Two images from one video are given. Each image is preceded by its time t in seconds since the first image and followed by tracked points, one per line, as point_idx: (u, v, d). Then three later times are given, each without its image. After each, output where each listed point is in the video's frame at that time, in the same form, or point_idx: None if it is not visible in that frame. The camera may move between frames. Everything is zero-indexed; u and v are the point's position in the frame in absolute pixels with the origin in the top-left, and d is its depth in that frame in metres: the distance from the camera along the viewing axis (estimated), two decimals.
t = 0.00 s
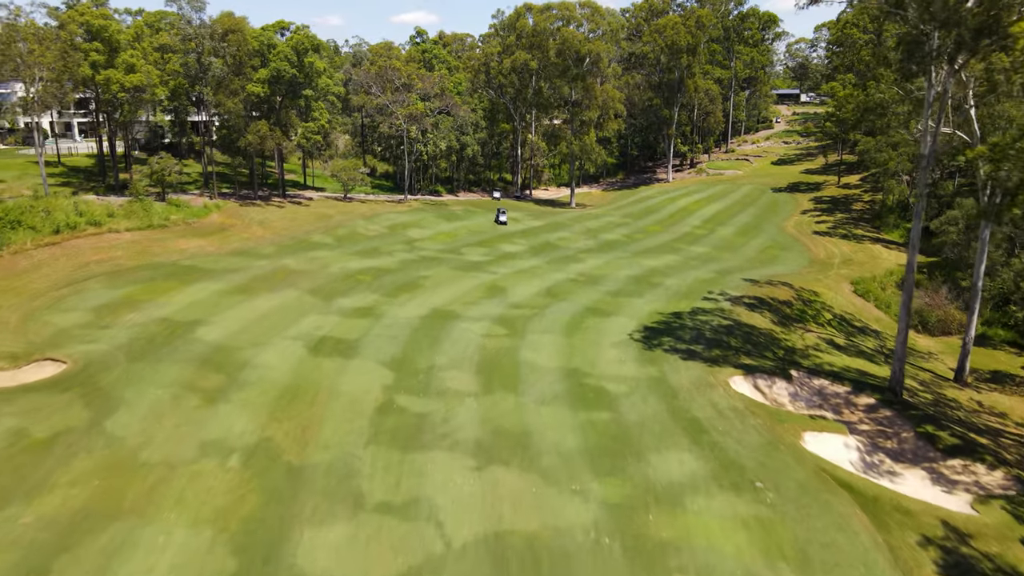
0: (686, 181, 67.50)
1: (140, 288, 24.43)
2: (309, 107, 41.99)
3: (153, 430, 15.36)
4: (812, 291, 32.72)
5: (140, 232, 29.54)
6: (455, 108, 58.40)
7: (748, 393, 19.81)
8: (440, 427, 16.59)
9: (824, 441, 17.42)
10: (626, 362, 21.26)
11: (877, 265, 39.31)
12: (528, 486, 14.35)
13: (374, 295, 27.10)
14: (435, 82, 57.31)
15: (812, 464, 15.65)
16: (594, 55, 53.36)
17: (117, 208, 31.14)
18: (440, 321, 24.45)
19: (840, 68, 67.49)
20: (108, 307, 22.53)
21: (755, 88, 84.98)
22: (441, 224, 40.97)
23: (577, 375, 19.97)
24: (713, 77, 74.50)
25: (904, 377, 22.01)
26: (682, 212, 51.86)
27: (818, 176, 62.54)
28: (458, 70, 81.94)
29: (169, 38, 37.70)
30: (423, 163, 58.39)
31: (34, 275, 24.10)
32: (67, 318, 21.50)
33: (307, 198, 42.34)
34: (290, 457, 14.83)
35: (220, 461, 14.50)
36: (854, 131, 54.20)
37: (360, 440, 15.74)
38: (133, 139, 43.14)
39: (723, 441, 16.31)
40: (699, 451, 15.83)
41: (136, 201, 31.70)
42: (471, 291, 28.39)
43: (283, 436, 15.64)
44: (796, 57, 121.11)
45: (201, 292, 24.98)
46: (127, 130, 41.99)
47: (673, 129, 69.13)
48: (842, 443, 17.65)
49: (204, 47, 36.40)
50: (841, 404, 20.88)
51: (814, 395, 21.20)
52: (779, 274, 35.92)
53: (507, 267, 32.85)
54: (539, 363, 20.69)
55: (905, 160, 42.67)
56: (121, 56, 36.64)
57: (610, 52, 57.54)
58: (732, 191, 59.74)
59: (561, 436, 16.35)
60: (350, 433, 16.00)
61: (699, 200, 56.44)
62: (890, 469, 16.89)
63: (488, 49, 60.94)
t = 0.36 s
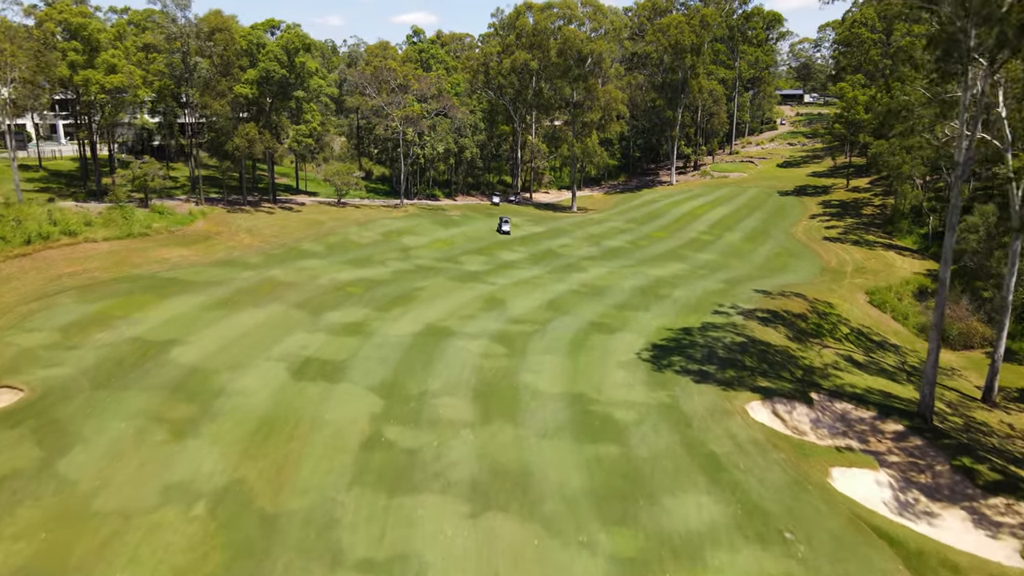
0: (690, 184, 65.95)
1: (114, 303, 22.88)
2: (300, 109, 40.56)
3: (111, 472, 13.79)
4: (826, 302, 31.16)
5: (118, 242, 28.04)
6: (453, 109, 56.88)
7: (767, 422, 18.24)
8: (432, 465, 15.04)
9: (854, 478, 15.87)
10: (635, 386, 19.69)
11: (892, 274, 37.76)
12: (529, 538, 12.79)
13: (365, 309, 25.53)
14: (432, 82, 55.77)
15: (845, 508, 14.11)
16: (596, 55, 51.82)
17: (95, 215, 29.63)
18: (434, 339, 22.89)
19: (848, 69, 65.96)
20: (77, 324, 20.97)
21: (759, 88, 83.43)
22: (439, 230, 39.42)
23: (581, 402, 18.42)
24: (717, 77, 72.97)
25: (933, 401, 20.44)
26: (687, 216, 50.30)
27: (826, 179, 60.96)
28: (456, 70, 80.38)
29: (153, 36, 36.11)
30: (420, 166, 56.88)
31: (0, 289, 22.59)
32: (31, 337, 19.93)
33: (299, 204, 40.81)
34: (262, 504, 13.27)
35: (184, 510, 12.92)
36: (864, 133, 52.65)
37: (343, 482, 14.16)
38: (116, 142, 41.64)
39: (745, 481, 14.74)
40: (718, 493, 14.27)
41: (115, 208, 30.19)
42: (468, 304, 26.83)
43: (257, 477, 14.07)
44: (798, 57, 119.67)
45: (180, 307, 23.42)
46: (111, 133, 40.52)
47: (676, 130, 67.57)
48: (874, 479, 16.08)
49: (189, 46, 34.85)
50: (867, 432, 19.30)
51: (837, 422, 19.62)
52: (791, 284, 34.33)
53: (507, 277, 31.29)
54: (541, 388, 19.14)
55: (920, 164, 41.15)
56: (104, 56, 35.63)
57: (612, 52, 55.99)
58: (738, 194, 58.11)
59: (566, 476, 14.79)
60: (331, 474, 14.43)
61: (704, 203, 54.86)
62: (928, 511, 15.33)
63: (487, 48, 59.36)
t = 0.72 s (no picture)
0: (694, 186, 64.44)
1: (85, 319, 21.34)
2: (291, 110, 39.09)
3: (59, 522, 12.24)
4: (843, 314, 29.59)
5: (94, 251, 26.54)
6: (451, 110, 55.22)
7: (790, 454, 16.66)
8: (422, 510, 13.47)
9: (890, 520, 14.32)
10: (645, 412, 18.13)
11: (907, 282, 36.27)
12: None
13: (356, 323, 23.97)
14: (429, 82, 54.27)
15: (886, 561, 12.55)
16: (599, 54, 50.37)
17: (71, 223, 28.13)
18: (428, 357, 21.32)
19: (855, 69, 64.53)
20: (41, 344, 19.42)
21: (764, 89, 81.95)
22: (436, 236, 37.89)
23: (587, 433, 16.84)
24: (721, 77, 71.48)
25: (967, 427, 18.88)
26: (692, 220, 48.76)
27: (834, 182, 59.46)
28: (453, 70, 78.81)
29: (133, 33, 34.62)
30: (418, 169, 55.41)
31: None
32: None
33: (290, 209, 39.28)
34: (229, 560, 11.68)
35: (138, 567, 11.37)
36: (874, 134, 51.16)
37: (321, 531, 12.58)
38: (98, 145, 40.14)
39: (772, 527, 13.17)
40: (743, 543, 12.70)
41: (93, 215, 28.68)
42: (465, 318, 25.27)
43: (224, 527, 12.51)
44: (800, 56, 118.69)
45: (156, 322, 21.88)
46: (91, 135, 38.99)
47: (680, 131, 66.05)
48: (911, 521, 14.52)
49: (173, 45, 33.33)
50: (897, 462, 17.73)
51: (865, 451, 18.06)
52: (804, 293, 32.75)
53: (506, 287, 29.76)
54: (543, 416, 17.58)
55: (936, 168, 39.67)
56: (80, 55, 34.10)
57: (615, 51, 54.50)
58: (744, 198, 56.52)
59: (572, 522, 13.23)
60: (308, 522, 12.84)
61: (709, 207, 53.29)
62: (973, 557, 13.76)
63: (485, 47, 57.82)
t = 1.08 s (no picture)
0: (698, 189, 62.94)
1: (52, 337, 19.82)
2: (281, 112, 37.65)
3: None
4: (861, 327, 28.05)
5: (67, 262, 25.09)
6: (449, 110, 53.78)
7: (817, 493, 15.07)
8: (410, 565, 11.91)
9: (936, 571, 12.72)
10: (657, 443, 16.58)
11: (925, 291, 34.73)
12: None
13: (345, 340, 22.41)
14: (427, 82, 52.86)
15: None
16: (602, 53, 48.91)
17: (44, 231, 26.67)
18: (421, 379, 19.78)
19: (864, 69, 63.07)
20: None
21: (768, 89, 80.53)
22: (432, 242, 36.34)
23: (595, 469, 15.30)
24: (725, 77, 70.01)
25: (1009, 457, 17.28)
26: (697, 225, 47.25)
27: (842, 185, 57.95)
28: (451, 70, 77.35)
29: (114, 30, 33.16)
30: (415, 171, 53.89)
31: None
32: None
33: (280, 214, 37.76)
34: None
35: None
36: (885, 136, 49.69)
37: None
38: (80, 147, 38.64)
39: None
40: None
41: (68, 222, 27.20)
42: (461, 334, 23.69)
43: None
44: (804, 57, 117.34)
45: (129, 340, 20.36)
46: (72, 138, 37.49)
47: (683, 132, 64.59)
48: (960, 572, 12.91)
49: (156, 43, 31.86)
50: (933, 498, 16.08)
51: (898, 485, 16.47)
52: (818, 304, 31.21)
53: (506, 298, 28.21)
54: (546, 448, 16.04)
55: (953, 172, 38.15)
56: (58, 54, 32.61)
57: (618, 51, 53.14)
58: (750, 201, 54.97)
59: None
60: None
61: (715, 211, 51.77)
62: None
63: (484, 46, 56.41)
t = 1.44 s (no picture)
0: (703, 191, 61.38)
1: (12, 358, 18.31)
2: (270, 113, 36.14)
3: None
4: (881, 341, 26.49)
5: (36, 275, 23.59)
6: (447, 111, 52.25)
7: (849, 541, 13.40)
8: None
9: None
10: (672, 480, 15.04)
11: (944, 300, 33.15)
12: None
13: (332, 359, 20.87)
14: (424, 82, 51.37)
15: None
16: (605, 52, 47.16)
17: (14, 240, 25.16)
18: (414, 404, 18.22)
19: (873, 68, 61.47)
20: None
21: (774, 89, 78.97)
22: (428, 249, 34.77)
23: (605, 512, 13.75)
24: (730, 77, 68.40)
25: None
26: (703, 230, 45.67)
27: (851, 188, 56.40)
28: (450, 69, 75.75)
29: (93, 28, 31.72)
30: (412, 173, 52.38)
31: None
32: None
33: (270, 220, 36.22)
34: None
35: None
36: (897, 138, 48.12)
37: None
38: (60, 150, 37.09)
39: None
40: None
41: (40, 231, 25.70)
42: (458, 351, 22.13)
43: None
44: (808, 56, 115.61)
45: (96, 360, 18.83)
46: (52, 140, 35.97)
47: (687, 134, 63.04)
48: None
49: (136, 40, 30.34)
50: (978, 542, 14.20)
51: (937, 527, 14.64)
52: (835, 316, 29.66)
53: (506, 310, 26.66)
54: (549, 487, 14.48)
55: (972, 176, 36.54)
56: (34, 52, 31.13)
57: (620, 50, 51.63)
58: (757, 204, 53.40)
59: None
60: None
61: (721, 214, 50.21)
62: None
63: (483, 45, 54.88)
